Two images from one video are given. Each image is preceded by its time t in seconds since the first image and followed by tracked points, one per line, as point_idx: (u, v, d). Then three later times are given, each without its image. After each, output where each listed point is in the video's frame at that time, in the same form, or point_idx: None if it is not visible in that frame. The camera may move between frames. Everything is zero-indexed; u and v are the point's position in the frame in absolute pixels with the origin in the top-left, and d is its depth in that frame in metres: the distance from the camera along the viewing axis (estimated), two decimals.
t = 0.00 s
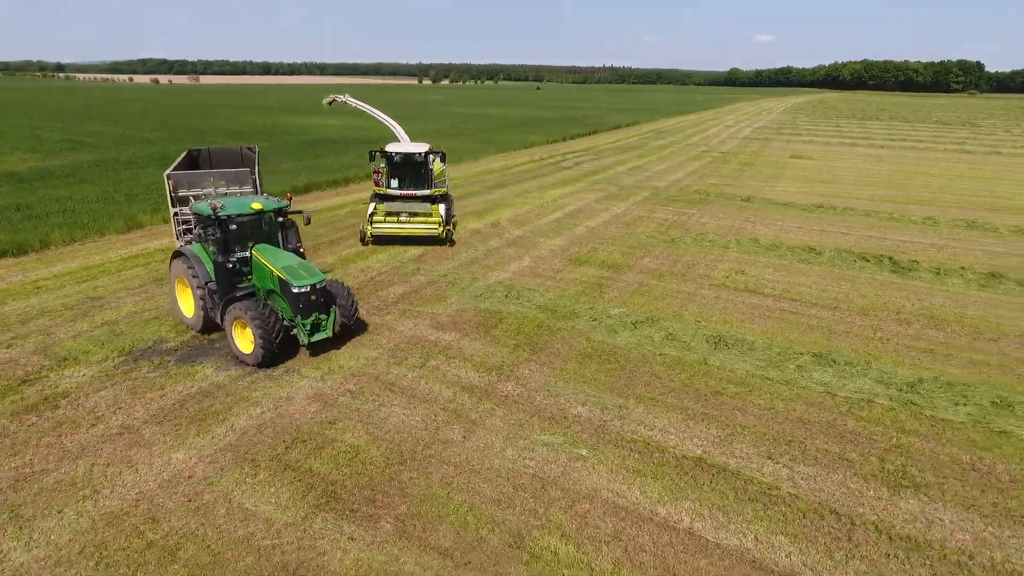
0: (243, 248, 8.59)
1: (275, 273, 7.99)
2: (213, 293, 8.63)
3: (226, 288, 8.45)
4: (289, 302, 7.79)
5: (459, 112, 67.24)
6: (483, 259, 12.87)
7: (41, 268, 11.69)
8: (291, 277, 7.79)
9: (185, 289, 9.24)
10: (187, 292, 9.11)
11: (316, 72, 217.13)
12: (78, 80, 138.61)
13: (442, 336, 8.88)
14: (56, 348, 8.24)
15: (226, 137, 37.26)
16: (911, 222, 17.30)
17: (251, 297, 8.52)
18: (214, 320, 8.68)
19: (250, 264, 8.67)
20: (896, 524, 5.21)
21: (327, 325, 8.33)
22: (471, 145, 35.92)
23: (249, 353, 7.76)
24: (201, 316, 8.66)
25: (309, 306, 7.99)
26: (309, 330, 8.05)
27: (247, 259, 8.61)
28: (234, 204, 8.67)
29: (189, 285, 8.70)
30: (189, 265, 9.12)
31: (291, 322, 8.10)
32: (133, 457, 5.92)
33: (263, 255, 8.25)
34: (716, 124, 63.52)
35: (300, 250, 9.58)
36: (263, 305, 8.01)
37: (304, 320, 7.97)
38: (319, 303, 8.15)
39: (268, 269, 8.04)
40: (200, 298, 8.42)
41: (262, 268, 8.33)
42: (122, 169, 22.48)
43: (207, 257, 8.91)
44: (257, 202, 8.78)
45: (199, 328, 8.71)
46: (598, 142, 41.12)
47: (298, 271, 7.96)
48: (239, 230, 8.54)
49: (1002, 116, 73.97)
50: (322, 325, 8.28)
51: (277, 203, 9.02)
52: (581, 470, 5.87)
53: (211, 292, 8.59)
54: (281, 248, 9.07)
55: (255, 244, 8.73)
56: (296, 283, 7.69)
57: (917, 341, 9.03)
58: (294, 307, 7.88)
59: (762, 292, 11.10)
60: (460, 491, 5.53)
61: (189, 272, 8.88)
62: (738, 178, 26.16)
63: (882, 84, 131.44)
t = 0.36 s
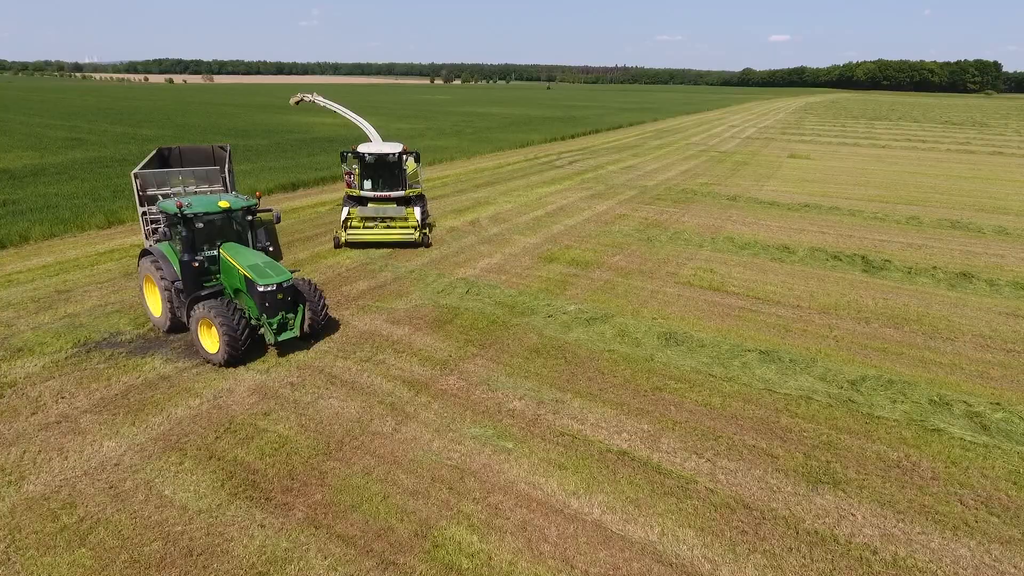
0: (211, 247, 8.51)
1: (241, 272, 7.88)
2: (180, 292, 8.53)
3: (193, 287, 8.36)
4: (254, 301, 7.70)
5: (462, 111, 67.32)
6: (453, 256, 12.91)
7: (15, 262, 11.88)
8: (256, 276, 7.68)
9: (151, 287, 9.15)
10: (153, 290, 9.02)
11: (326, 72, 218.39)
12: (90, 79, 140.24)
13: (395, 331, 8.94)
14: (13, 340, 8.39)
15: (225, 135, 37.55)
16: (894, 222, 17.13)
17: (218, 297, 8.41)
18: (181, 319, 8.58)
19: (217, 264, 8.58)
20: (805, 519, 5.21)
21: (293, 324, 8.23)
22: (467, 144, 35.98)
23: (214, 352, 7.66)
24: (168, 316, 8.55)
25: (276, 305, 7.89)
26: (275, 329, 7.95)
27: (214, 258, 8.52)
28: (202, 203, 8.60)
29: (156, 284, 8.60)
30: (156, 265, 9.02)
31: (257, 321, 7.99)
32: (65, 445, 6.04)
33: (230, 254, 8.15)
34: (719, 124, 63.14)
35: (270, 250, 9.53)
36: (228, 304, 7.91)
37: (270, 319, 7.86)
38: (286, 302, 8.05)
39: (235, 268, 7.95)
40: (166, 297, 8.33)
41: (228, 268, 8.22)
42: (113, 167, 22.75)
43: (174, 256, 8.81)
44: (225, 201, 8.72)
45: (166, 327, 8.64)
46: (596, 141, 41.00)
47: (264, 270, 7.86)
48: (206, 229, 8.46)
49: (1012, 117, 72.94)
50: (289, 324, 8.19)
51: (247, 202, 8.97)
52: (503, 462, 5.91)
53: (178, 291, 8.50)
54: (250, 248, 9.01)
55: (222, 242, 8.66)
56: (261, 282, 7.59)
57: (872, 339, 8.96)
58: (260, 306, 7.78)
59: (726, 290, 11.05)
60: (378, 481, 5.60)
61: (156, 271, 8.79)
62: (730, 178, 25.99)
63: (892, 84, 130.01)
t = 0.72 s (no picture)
0: (189, 248, 8.39)
1: (219, 274, 7.69)
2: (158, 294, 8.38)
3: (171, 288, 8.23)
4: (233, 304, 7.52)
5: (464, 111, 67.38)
6: (432, 254, 12.93)
7: None
8: (235, 278, 7.49)
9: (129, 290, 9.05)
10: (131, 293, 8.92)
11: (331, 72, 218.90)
12: (98, 79, 141.17)
13: (363, 328, 8.97)
14: None
15: (224, 134, 37.71)
16: (882, 222, 17.02)
17: (197, 299, 8.22)
18: (159, 321, 8.45)
19: (196, 265, 8.47)
20: (744, 517, 5.21)
21: (274, 327, 8.04)
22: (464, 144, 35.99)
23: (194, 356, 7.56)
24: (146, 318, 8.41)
25: (256, 307, 7.70)
26: (255, 332, 7.77)
27: (193, 259, 8.40)
28: (180, 203, 8.48)
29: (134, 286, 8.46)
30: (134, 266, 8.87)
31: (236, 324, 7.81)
32: (18, 439, 6.10)
33: (208, 255, 7.97)
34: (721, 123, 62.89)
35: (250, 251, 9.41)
36: (208, 306, 7.72)
37: (249, 321, 7.67)
38: (266, 304, 7.86)
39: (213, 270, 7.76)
40: (144, 299, 8.20)
41: (207, 270, 8.02)
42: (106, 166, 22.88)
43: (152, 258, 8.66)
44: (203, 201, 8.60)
45: (145, 329, 8.53)
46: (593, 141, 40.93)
47: (244, 272, 7.66)
48: (184, 229, 8.34)
49: (1018, 117, 72.29)
50: (270, 326, 8.01)
51: (225, 203, 8.86)
52: (449, 458, 5.93)
53: (156, 292, 8.37)
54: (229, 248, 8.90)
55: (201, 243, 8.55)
56: (241, 284, 7.39)
57: (840, 338, 8.92)
58: (239, 309, 7.59)
59: (701, 290, 11.02)
60: (322, 476, 5.63)
61: (133, 273, 8.64)
62: (724, 177, 25.89)
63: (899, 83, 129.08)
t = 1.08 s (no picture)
0: (181, 250, 8.21)
1: (212, 277, 7.52)
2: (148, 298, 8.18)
3: (162, 292, 8.03)
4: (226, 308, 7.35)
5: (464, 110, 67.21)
6: (417, 254, 12.94)
7: None
8: (228, 282, 7.34)
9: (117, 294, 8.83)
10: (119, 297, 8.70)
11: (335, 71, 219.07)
12: (104, 79, 141.94)
13: (340, 327, 8.99)
14: None
15: (223, 134, 37.84)
16: (873, 222, 16.94)
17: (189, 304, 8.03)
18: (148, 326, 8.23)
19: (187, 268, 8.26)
20: (699, 516, 5.21)
21: (268, 331, 7.87)
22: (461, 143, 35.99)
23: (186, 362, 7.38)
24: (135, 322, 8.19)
25: (249, 311, 7.54)
26: (249, 337, 7.60)
27: (184, 262, 8.20)
28: (171, 205, 8.27)
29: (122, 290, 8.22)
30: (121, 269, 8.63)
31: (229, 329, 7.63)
32: None
33: (200, 258, 7.79)
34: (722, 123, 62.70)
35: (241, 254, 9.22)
36: (199, 311, 7.55)
37: (242, 326, 7.50)
38: (260, 309, 7.69)
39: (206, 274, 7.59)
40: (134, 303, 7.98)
41: (199, 273, 7.86)
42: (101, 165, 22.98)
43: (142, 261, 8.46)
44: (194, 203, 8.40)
45: (134, 333, 8.32)
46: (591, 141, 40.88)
47: (237, 276, 7.51)
48: (175, 231, 8.16)
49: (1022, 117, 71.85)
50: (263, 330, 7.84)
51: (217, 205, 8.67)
52: (411, 456, 5.95)
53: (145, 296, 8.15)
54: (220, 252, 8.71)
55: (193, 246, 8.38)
56: (234, 288, 7.24)
57: (817, 338, 8.89)
58: (232, 313, 7.42)
59: (682, 289, 11.00)
60: (283, 472, 5.66)
61: (121, 276, 8.40)
62: (719, 177, 25.82)
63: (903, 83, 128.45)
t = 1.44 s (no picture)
0: (186, 254, 7.92)
1: (219, 282, 7.29)
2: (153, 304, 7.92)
3: (167, 298, 7.77)
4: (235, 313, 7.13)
5: (466, 110, 67.31)
6: (412, 253, 12.93)
7: None
8: (237, 287, 7.09)
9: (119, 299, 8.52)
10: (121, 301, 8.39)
11: (340, 71, 219.56)
12: (109, 79, 142.55)
13: (331, 326, 8.99)
14: None
15: (226, 133, 37.96)
16: (871, 223, 16.88)
17: (196, 309, 7.80)
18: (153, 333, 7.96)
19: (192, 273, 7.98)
20: (680, 518, 5.19)
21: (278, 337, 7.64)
22: (462, 143, 36.01)
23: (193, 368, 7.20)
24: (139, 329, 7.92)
25: (259, 316, 7.31)
26: (259, 343, 7.37)
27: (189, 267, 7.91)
28: (175, 208, 7.97)
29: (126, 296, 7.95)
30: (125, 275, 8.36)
31: (237, 335, 7.41)
32: None
33: (206, 262, 7.56)
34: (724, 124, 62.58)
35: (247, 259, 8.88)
36: (207, 316, 7.33)
37: (252, 331, 7.26)
38: (269, 313, 7.46)
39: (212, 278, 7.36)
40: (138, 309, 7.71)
41: (206, 277, 7.63)
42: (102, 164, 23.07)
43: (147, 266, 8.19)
44: (200, 206, 8.08)
45: (137, 340, 8.05)
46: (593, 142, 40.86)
47: (246, 280, 7.29)
48: (181, 235, 7.86)
49: None
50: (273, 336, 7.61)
51: (223, 207, 8.35)
52: (395, 456, 5.95)
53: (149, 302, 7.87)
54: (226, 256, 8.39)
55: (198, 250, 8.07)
56: (243, 293, 7.02)
57: (809, 340, 8.85)
58: (241, 318, 7.19)
59: (676, 290, 10.98)
60: (265, 472, 5.67)
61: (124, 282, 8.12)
62: (719, 177, 25.76)
63: (908, 83, 127.90)
